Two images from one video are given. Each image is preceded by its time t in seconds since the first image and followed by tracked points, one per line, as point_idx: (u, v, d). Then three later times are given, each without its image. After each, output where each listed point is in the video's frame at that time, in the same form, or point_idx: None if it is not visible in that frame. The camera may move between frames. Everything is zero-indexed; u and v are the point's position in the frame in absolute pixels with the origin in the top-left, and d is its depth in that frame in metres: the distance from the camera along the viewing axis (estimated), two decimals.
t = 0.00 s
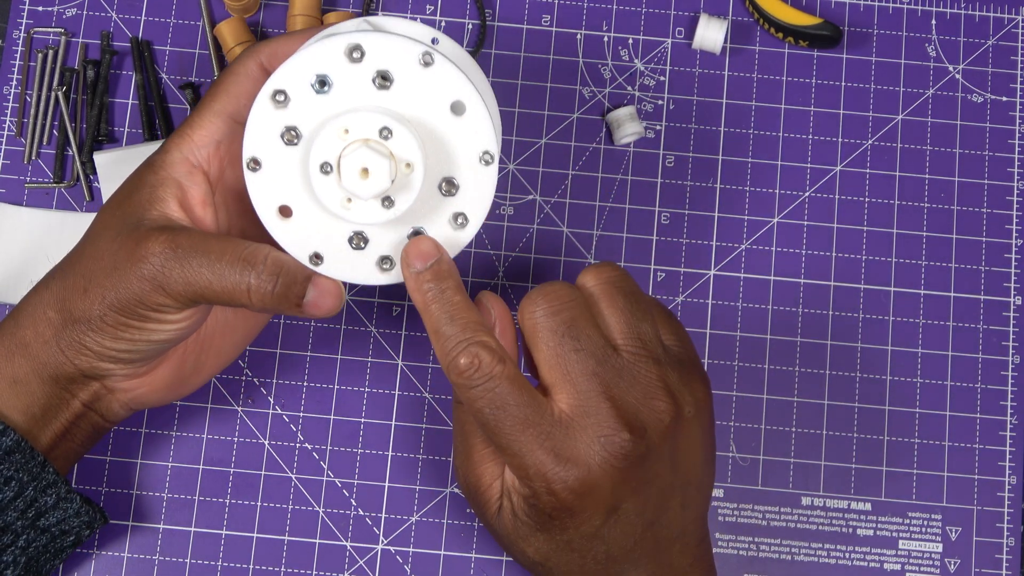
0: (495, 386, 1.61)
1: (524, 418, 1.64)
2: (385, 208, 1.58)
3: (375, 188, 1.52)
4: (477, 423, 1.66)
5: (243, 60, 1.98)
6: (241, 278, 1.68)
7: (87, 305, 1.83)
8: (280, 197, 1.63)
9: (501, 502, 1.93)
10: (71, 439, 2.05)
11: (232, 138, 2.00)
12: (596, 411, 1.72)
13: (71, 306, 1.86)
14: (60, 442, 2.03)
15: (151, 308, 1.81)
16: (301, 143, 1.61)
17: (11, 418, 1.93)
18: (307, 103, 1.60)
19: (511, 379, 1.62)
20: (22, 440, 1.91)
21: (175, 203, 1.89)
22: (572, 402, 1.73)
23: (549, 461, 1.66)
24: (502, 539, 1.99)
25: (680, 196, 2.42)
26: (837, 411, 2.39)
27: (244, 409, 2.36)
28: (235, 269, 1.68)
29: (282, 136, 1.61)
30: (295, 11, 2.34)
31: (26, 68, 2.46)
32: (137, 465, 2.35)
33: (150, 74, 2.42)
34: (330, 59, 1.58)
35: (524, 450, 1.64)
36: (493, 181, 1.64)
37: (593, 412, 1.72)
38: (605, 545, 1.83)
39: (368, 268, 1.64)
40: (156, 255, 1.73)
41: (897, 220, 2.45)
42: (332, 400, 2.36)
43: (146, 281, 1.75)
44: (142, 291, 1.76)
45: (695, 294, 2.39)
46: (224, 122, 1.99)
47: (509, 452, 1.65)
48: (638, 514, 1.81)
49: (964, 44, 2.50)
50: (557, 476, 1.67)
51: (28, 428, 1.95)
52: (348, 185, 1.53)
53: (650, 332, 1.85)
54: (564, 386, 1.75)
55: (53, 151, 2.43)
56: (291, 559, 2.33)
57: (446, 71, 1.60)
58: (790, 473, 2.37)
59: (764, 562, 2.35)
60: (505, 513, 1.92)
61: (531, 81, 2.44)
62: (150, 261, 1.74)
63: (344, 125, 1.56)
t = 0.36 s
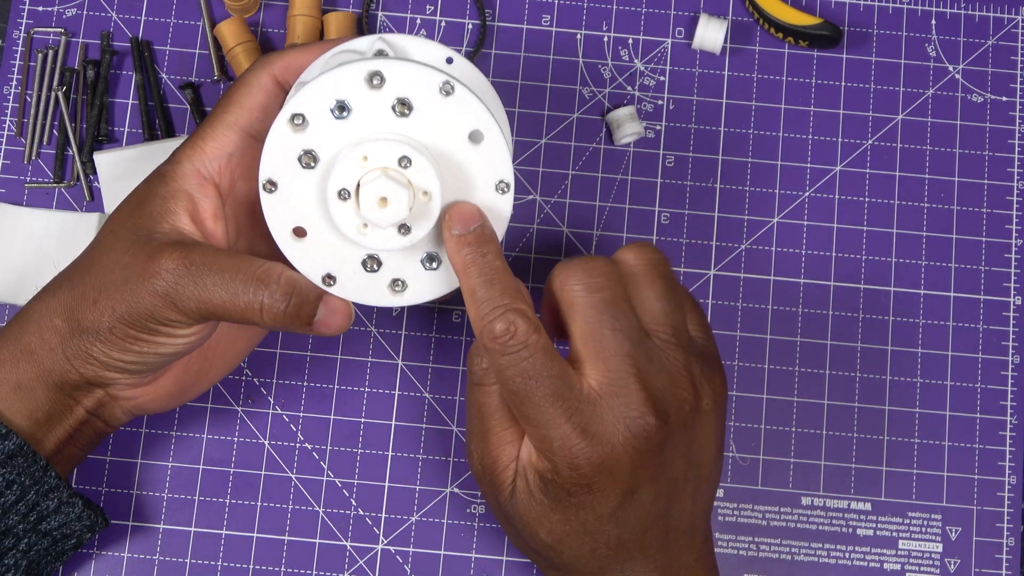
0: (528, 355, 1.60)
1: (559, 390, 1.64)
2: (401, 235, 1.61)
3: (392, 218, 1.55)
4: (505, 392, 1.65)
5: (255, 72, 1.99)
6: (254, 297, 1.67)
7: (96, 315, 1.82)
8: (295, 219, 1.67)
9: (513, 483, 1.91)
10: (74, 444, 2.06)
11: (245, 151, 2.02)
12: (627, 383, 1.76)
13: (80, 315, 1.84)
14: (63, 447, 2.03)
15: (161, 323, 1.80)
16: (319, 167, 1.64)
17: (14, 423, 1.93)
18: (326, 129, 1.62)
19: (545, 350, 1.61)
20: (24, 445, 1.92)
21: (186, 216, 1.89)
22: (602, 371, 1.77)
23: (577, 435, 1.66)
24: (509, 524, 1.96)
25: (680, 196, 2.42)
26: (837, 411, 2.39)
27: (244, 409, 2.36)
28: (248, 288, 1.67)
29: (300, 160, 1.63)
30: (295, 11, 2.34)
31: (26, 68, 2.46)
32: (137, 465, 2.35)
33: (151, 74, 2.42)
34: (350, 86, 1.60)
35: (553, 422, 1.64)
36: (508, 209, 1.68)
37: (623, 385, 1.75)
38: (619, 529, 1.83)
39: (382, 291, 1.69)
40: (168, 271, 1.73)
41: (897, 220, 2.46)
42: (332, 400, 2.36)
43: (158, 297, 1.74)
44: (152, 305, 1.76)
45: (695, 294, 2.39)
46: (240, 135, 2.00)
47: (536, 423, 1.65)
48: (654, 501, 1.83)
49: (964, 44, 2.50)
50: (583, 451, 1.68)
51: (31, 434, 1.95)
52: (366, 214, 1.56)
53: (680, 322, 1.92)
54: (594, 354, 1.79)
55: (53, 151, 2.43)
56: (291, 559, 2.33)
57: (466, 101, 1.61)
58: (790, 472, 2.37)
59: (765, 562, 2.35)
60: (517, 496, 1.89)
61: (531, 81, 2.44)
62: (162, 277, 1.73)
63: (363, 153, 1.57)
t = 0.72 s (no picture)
0: (546, 330, 1.59)
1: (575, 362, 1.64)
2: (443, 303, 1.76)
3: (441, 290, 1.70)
4: (516, 367, 1.65)
5: (303, 109, 2.03)
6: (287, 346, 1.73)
7: (122, 344, 1.84)
8: (341, 274, 1.80)
9: (501, 491, 1.81)
10: (83, 455, 2.08)
11: (280, 188, 2.05)
12: (644, 348, 1.72)
13: (105, 343, 1.85)
14: (72, 459, 2.05)
15: (187, 360, 1.82)
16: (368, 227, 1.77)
17: (24, 434, 1.94)
18: (383, 191, 1.74)
19: (561, 324, 1.61)
20: (33, 455, 1.94)
21: (222, 251, 1.89)
22: (620, 336, 1.71)
23: (585, 408, 1.68)
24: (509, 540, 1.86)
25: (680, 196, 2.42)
26: (837, 411, 2.39)
27: (245, 409, 2.35)
28: (282, 337, 1.73)
29: (352, 218, 1.75)
30: (295, 11, 2.34)
31: (26, 68, 2.46)
32: (137, 465, 2.35)
33: (151, 74, 2.42)
34: (412, 153, 1.72)
35: (563, 395, 1.65)
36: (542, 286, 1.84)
37: (639, 350, 1.72)
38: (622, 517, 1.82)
39: (411, 351, 1.84)
40: (203, 311, 1.76)
41: (897, 220, 2.45)
42: (332, 401, 2.35)
43: (190, 337, 1.77)
44: (181, 343, 1.78)
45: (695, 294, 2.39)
46: (279, 172, 2.03)
47: (545, 399, 1.66)
48: (654, 483, 1.83)
49: (964, 44, 2.49)
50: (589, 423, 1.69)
51: (41, 446, 1.97)
52: (415, 283, 1.70)
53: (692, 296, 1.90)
54: (618, 314, 1.70)
55: (53, 151, 2.44)
56: (291, 559, 2.33)
57: (520, 182, 1.78)
58: (790, 472, 2.37)
59: (764, 562, 2.35)
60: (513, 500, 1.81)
61: (531, 81, 2.45)
62: (196, 317, 1.76)
63: (418, 222, 1.71)
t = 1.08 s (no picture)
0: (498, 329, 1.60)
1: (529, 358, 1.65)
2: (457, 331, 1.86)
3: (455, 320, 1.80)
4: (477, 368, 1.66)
5: (322, 127, 2.05)
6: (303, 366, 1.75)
7: (136, 358, 1.85)
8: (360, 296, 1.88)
9: (479, 485, 1.82)
10: (90, 462, 2.08)
11: (298, 205, 2.05)
12: (607, 339, 1.70)
13: (119, 357, 1.86)
14: (79, 466, 2.06)
15: (200, 377, 1.84)
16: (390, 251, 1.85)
17: (30, 440, 1.95)
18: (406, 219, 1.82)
19: (513, 322, 1.61)
20: (37, 461, 1.96)
21: (239, 269, 1.89)
22: (581, 329, 1.69)
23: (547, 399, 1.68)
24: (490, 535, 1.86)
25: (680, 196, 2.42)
26: (837, 411, 2.39)
27: (245, 409, 2.36)
28: (299, 358, 1.75)
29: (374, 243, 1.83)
30: (295, 11, 2.34)
31: (26, 68, 2.46)
32: (138, 465, 2.35)
33: (151, 74, 2.43)
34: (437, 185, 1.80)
35: (523, 388, 1.65)
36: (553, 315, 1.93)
37: (602, 341, 1.70)
38: (599, 510, 1.79)
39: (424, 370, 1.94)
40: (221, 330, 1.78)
41: (897, 220, 2.45)
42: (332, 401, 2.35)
43: (207, 354, 1.80)
44: (197, 360, 1.81)
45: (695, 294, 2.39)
46: (296, 189, 2.03)
47: (507, 394, 1.66)
48: (630, 474, 1.80)
49: (964, 44, 2.50)
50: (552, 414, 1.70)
51: (47, 453, 1.97)
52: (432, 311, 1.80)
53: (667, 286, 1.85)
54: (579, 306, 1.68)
55: (53, 151, 2.44)
56: (291, 559, 2.33)
57: (540, 218, 1.85)
58: (790, 472, 2.37)
59: (764, 562, 2.35)
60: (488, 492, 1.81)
61: (531, 81, 2.45)
62: (214, 334, 1.78)
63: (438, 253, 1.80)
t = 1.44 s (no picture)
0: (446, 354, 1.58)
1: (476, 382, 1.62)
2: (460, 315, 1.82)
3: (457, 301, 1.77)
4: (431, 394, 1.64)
5: (314, 118, 2.05)
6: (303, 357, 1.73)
7: (136, 355, 1.85)
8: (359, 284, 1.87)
9: (451, 506, 1.84)
10: (90, 460, 2.08)
11: (292, 196, 2.04)
12: (563, 360, 1.67)
13: (119, 354, 1.86)
14: (79, 464, 2.06)
15: (202, 371, 1.84)
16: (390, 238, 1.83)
17: (29, 438, 1.95)
18: (404, 204, 1.81)
19: (458, 346, 1.59)
20: (37, 459, 1.95)
21: (236, 262, 1.89)
22: (533, 350, 1.66)
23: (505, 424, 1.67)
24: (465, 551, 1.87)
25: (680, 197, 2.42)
26: (837, 411, 2.39)
27: (245, 409, 2.35)
28: (299, 348, 1.72)
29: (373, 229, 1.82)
30: (295, 11, 2.34)
31: (26, 68, 2.46)
32: (138, 465, 2.35)
33: (151, 74, 2.43)
34: (434, 170, 1.79)
35: (478, 415, 1.64)
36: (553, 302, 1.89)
37: (556, 361, 1.67)
38: (571, 525, 1.79)
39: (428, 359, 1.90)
40: (220, 324, 1.77)
41: (897, 220, 2.46)
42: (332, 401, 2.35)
43: (208, 348, 1.79)
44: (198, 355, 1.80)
45: (695, 294, 2.39)
46: (290, 180, 2.03)
47: (463, 422, 1.65)
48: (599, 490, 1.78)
49: (964, 44, 2.50)
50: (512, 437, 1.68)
51: (47, 451, 1.97)
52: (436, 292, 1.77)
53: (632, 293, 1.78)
54: (527, 329, 1.65)
55: (53, 151, 2.44)
56: (291, 559, 2.33)
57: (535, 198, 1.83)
58: (790, 473, 2.37)
59: (764, 562, 2.35)
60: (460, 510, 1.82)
61: (531, 81, 2.45)
62: (213, 328, 1.78)
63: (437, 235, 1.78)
